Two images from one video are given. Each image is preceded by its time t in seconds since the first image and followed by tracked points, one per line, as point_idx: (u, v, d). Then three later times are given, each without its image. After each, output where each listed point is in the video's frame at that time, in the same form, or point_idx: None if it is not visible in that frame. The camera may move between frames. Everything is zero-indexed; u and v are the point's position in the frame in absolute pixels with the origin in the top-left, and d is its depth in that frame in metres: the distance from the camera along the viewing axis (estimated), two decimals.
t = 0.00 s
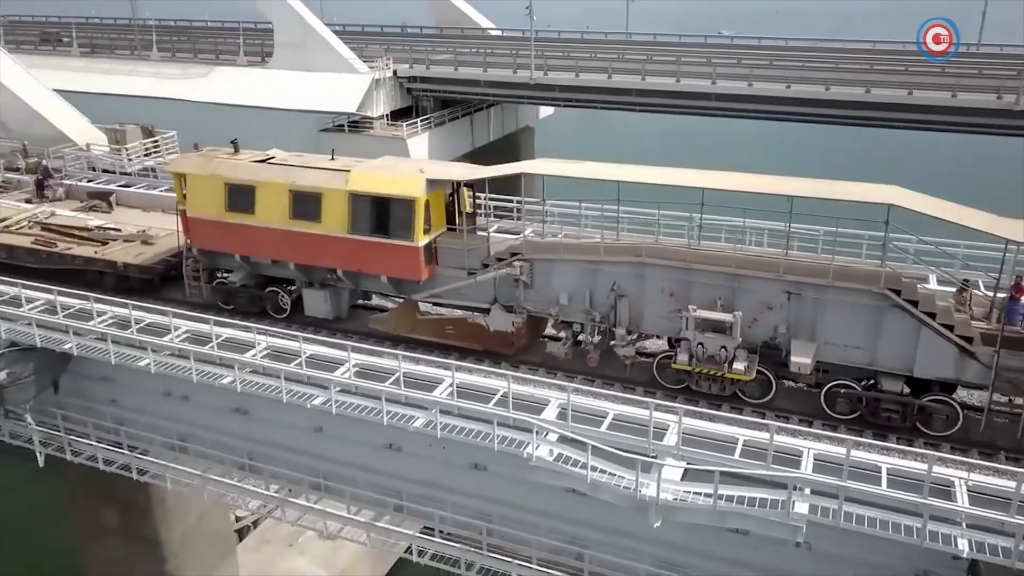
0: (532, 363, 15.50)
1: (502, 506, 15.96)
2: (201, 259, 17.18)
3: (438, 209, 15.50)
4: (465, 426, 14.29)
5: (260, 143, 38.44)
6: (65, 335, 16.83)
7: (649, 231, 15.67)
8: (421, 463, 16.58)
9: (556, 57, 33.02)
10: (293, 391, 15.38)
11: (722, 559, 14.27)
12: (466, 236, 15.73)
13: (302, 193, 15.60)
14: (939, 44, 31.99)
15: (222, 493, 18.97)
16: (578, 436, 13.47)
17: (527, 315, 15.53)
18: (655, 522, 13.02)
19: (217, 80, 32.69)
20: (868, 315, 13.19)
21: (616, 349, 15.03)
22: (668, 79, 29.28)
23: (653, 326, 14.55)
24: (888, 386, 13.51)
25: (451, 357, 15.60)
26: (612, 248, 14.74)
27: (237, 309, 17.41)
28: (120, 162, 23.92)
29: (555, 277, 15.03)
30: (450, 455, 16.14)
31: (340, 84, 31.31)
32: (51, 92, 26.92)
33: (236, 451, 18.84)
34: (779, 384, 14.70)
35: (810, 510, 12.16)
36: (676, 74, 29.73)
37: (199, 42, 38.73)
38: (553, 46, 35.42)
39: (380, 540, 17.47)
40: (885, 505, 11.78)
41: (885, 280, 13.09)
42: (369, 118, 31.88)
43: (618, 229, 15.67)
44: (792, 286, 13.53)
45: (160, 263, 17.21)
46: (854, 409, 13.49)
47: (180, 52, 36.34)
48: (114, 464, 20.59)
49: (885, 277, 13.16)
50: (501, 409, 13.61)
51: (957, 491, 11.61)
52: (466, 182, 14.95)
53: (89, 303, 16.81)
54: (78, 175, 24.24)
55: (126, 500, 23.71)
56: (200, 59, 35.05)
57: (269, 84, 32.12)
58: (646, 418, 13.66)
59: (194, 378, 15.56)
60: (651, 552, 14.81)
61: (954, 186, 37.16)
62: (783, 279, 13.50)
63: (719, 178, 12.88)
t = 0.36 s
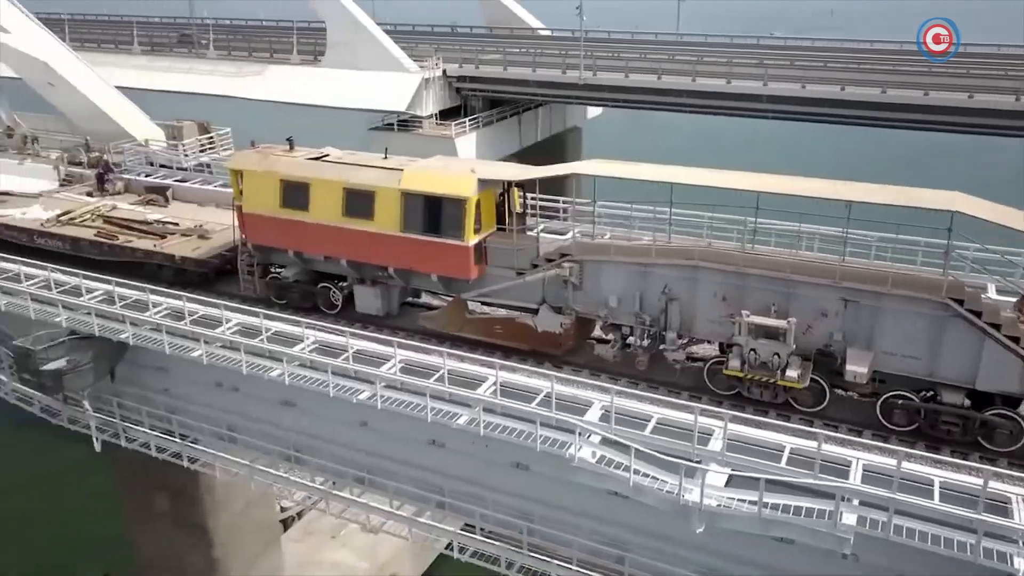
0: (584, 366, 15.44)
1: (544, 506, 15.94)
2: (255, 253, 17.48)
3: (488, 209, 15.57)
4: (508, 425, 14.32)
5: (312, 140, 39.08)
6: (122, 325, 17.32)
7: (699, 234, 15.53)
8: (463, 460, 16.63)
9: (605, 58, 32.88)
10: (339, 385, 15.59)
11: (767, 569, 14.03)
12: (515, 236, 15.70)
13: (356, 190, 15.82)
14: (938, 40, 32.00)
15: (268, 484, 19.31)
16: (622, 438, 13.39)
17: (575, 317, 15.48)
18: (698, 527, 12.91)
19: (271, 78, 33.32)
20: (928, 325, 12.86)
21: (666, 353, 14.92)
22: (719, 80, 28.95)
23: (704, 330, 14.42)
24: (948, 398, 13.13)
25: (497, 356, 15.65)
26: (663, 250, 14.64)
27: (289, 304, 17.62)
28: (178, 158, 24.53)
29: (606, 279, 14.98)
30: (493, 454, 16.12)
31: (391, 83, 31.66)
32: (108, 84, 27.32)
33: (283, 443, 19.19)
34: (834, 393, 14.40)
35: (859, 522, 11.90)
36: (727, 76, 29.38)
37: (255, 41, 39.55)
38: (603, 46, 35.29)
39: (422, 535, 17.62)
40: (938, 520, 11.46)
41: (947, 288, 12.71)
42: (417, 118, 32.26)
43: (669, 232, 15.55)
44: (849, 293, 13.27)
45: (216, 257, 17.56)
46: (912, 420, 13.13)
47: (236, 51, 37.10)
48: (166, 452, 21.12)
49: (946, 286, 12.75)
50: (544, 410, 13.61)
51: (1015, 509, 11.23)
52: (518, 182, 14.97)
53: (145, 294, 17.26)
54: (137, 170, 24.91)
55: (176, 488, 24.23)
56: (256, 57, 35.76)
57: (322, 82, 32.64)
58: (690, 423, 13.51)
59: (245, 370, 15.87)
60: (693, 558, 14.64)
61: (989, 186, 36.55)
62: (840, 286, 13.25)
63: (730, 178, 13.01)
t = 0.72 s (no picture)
0: (639, 370, 15.28)
1: (590, 508, 15.86)
2: (315, 249, 17.80)
3: (544, 209, 15.55)
4: (556, 425, 14.30)
5: (368, 138, 39.67)
6: (183, 315, 17.81)
7: (758, 238, 15.34)
8: (510, 459, 16.65)
9: (663, 58, 32.66)
10: (390, 380, 15.77)
11: None
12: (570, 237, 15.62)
13: (415, 189, 16.02)
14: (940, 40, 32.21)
15: (319, 475, 19.63)
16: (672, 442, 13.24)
17: (630, 320, 15.29)
18: (746, 536, 12.71)
19: (331, 77, 33.94)
20: (999, 338, 12.40)
21: (723, 359, 14.71)
22: (779, 82, 28.51)
23: (763, 336, 14.22)
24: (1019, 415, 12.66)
25: (548, 356, 15.64)
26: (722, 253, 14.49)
27: (347, 300, 17.91)
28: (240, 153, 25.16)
29: (663, 282, 14.84)
30: (539, 453, 16.10)
31: (450, 83, 32.01)
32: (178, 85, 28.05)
33: (334, 436, 19.53)
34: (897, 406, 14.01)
35: (914, 537, 11.59)
36: (788, 77, 28.90)
37: (316, 39, 40.33)
38: (660, 46, 35.04)
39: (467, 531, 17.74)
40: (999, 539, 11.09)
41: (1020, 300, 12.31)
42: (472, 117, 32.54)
43: (730, 236, 15.31)
44: (915, 303, 12.89)
45: (276, 251, 17.94)
46: (980, 436, 12.71)
47: (297, 49, 37.85)
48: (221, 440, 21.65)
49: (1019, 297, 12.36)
50: (592, 411, 13.55)
51: None
52: (576, 183, 14.92)
53: (205, 286, 17.73)
54: (200, 164, 25.58)
55: (229, 476, 24.69)
56: (317, 55, 36.45)
57: (380, 81, 33.11)
58: (741, 429, 13.28)
59: (299, 362, 16.19)
60: (741, 567, 14.40)
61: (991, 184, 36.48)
62: (906, 295, 12.88)
63: (778, 180, 12.95)
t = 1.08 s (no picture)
0: (694, 377, 14.97)
1: (636, 513, 15.70)
2: (371, 246, 18.02)
3: (599, 210, 15.47)
4: (602, 427, 14.19)
5: (423, 136, 40.09)
6: (239, 307, 18.25)
7: (819, 245, 15.09)
8: (555, 458, 16.62)
9: (721, 60, 32.39)
10: (438, 376, 15.86)
11: None
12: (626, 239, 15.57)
13: (470, 189, 16.14)
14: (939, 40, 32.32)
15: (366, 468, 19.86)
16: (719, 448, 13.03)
17: (686, 324, 15.20)
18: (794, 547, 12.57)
19: (388, 75, 34.42)
20: None
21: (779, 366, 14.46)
22: (840, 85, 28.03)
23: (822, 346, 13.96)
24: None
25: (598, 358, 15.56)
26: (782, 261, 14.31)
27: (401, 297, 18.05)
28: (299, 150, 25.68)
29: (720, 287, 14.63)
30: (585, 455, 16.00)
31: (507, 82, 32.19)
32: (241, 81, 28.71)
33: (382, 430, 19.82)
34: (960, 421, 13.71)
35: (971, 555, 11.21)
36: (849, 80, 28.40)
37: (375, 38, 40.93)
38: (718, 48, 34.75)
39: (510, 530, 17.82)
40: None
41: None
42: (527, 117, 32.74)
43: (791, 243, 15.06)
44: (983, 315, 12.48)
45: (332, 247, 18.26)
46: None
47: (356, 48, 38.44)
48: (272, 430, 22.09)
49: None
50: (640, 415, 13.41)
51: None
52: (633, 185, 14.76)
53: (261, 279, 18.11)
54: (260, 160, 26.16)
55: (280, 465, 25.16)
56: (375, 54, 36.97)
57: (436, 79, 33.49)
58: (792, 438, 12.99)
59: (351, 357, 16.42)
60: None
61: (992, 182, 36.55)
62: (973, 306, 12.51)
63: (844, 187, 12.72)
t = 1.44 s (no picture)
0: (748, 385, 14.77)
1: (681, 520, 15.45)
2: (424, 244, 18.14)
3: (654, 214, 15.35)
4: (648, 432, 14.03)
5: (474, 135, 40.33)
6: (292, 301, 18.56)
7: (882, 254, 14.72)
8: (600, 462, 16.49)
9: (778, 62, 32.16)
10: (485, 375, 15.88)
11: None
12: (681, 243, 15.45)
13: (524, 189, 16.17)
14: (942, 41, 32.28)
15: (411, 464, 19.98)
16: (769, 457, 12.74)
17: (740, 331, 15.02)
18: (841, 560, 13.33)
19: (442, 75, 34.74)
20: None
21: (836, 377, 14.18)
22: (902, 88, 27.62)
23: (881, 357, 13.58)
24: None
25: (647, 362, 15.41)
26: (842, 268, 14.03)
27: (452, 296, 18.21)
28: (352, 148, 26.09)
29: (777, 295, 14.37)
30: (630, 459, 16.03)
31: (563, 83, 32.33)
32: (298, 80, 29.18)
33: (428, 426, 19.93)
34: None
35: None
36: (911, 83, 27.95)
37: (430, 38, 41.43)
38: (775, 50, 34.47)
39: (554, 531, 17.72)
40: None
41: None
42: (580, 117, 32.91)
43: (852, 251, 14.70)
44: None
45: (385, 245, 18.49)
46: None
47: (411, 47, 38.85)
48: (321, 423, 22.41)
49: None
50: (686, 420, 13.22)
51: None
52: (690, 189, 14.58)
53: (314, 275, 18.38)
54: (315, 158, 26.62)
55: (328, 458, 25.55)
56: (429, 53, 37.37)
57: (490, 78, 33.84)
58: (844, 450, 12.66)
59: (399, 353, 16.56)
60: None
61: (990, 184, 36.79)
62: None
63: (908, 194, 12.34)
